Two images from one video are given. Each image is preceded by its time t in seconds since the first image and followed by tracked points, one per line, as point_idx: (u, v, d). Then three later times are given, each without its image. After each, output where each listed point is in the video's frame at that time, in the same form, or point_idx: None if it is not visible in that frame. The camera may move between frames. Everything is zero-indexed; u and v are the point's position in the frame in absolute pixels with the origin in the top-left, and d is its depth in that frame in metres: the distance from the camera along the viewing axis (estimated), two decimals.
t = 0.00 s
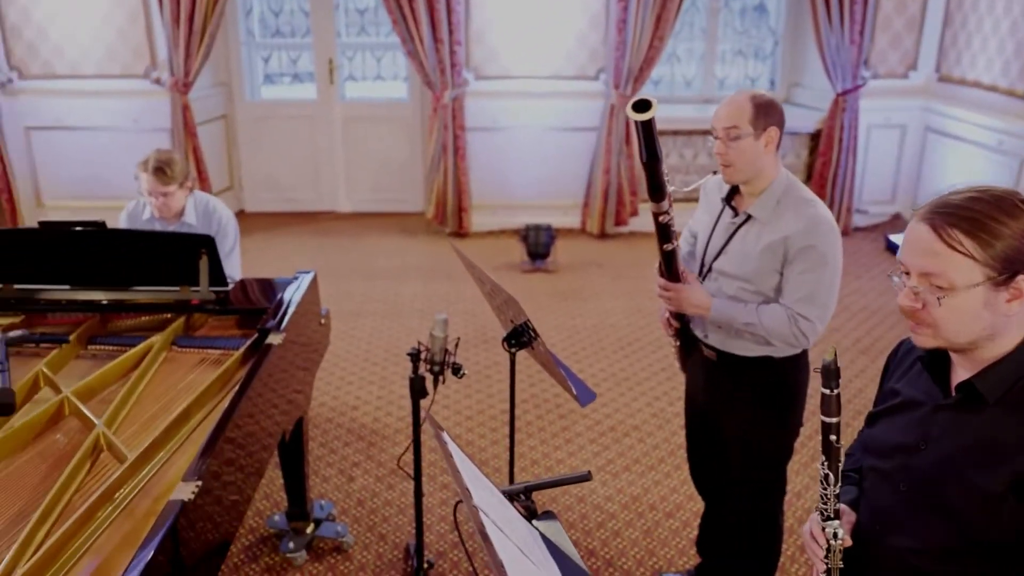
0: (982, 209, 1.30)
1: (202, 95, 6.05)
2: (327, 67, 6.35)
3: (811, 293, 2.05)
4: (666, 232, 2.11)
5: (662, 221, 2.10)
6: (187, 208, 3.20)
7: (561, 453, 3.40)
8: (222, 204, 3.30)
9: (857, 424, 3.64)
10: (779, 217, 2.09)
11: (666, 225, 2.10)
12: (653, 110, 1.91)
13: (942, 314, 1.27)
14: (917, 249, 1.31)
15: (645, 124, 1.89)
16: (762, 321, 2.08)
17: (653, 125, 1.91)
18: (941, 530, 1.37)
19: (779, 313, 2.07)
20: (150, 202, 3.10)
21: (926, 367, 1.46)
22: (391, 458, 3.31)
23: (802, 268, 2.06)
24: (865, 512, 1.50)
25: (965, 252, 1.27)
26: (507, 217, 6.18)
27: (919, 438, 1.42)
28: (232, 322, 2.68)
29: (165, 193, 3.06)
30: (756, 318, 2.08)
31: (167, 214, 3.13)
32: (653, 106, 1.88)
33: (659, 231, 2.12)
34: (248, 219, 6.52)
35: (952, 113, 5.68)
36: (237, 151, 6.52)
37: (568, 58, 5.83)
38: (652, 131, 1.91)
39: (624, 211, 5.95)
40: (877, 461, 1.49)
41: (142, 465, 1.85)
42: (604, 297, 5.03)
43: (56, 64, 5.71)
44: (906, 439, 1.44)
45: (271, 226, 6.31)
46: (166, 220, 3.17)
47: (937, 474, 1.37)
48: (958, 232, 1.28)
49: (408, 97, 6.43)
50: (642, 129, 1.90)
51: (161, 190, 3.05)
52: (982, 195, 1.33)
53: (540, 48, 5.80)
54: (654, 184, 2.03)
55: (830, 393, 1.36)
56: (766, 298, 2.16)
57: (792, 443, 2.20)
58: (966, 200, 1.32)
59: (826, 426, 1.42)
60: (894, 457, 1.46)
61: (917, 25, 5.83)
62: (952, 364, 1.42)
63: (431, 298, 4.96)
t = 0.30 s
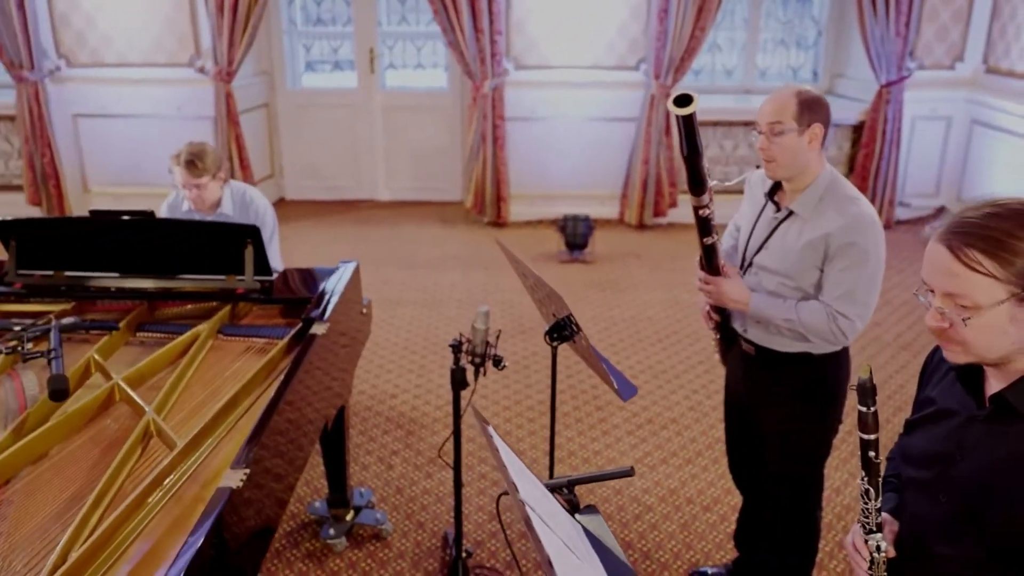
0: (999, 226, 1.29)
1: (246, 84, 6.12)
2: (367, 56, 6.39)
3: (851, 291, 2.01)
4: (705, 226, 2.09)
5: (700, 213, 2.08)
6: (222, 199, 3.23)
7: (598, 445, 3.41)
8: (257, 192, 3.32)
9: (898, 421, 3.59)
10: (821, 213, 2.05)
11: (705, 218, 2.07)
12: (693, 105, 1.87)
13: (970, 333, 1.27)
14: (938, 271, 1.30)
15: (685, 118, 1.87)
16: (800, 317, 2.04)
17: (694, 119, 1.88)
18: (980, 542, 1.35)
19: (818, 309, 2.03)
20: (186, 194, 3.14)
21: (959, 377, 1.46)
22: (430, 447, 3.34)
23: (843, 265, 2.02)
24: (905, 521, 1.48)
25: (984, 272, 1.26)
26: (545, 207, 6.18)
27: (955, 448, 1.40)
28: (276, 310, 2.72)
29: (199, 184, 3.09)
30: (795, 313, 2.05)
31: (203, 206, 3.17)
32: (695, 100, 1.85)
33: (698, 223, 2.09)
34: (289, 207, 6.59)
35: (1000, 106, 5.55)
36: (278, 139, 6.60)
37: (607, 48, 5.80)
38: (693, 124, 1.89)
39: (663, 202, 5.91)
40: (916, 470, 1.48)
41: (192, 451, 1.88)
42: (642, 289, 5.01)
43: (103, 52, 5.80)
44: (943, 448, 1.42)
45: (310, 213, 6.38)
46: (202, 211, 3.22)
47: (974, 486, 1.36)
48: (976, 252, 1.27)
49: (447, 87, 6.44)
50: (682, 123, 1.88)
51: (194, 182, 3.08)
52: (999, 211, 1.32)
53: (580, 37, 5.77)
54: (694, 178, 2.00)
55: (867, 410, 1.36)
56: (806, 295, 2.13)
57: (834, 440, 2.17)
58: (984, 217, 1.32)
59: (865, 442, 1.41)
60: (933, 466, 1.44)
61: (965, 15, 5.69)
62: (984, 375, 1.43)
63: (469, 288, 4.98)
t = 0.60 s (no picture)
0: None
1: (279, 82, 6.17)
2: (400, 54, 6.42)
3: (886, 299, 1.98)
4: (735, 232, 2.10)
5: (731, 221, 2.10)
6: (255, 196, 3.27)
7: (628, 445, 3.40)
8: (289, 190, 3.36)
9: (932, 426, 3.54)
10: (857, 220, 2.02)
11: (735, 225, 2.09)
12: (716, 116, 1.88)
13: (1007, 347, 1.26)
14: (973, 284, 1.30)
15: (708, 129, 1.88)
16: (833, 326, 2.02)
17: (717, 131, 1.90)
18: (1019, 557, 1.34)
19: (851, 318, 2.00)
20: (222, 191, 3.14)
21: (992, 389, 1.42)
22: (462, 446, 3.36)
23: (878, 273, 1.98)
24: (937, 535, 1.47)
25: (1020, 285, 1.26)
26: (576, 205, 6.17)
27: (991, 461, 1.38)
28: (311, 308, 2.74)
29: (236, 182, 3.10)
30: (827, 322, 2.03)
31: (237, 204, 3.17)
32: (717, 112, 1.86)
33: (727, 230, 2.11)
34: (320, 203, 6.64)
35: None
36: (311, 136, 6.65)
37: (639, 48, 5.78)
38: (716, 135, 1.90)
39: (694, 202, 5.88)
40: (948, 483, 1.46)
41: (231, 447, 1.90)
42: (673, 289, 4.99)
43: (140, 50, 5.88)
44: (979, 461, 1.41)
45: (342, 210, 6.42)
46: (236, 208, 3.22)
47: (1014, 500, 1.34)
48: (1011, 265, 1.27)
49: (478, 85, 6.45)
50: (706, 135, 1.89)
51: (231, 180, 3.09)
52: None
53: (612, 36, 5.76)
54: (722, 187, 2.03)
55: (898, 423, 1.33)
56: (840, 302, 2.10)
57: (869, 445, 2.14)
58: (1017, 229, 1.31)
59: (897, 454, 1.38)
60: (967, 479, 1.43)
61: (1003, 15, 5.59)
62: (1020, 390, 1.38)
63: (499, 286, 4.99)
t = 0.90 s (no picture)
0: None
1: (311, 82, 6.22)
2: (430, 54, 6.45)
3: (924, 311, 1.96)
4: (771, 237, 2.08)
5: (766, 225, 2.08)
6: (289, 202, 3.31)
7: (657, 447, 3.40)
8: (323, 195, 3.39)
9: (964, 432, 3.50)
10: (898, 230, 2.00)
11: (770, 229, 2.07)
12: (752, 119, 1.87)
13: None
14: (1015, 291, 1.29)
15: (744, 132, 1.87)
16: (867, 336, 2.01)
17: (753, 134, 1.88)
18: None
19: (886, 329, 1.99)
20: (257, 200, 3.20)
21: None
22: (491, 446, 3.38)
23: (916, 285, 1.97)
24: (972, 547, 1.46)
25: None
26: (605, 206, 6.17)
27: None
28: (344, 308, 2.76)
29: (270, 192, 3.15)
30: (861, 332, 2.02)
31: (272, 210, 3.23)
32: (753, 115, 1.85)
33: (762, 234, 2.09)
34: (349, 203, 6.69)
35: None
36: (341, 135, 6.71)
37: (670, 49, 5.77)
38: (751, 136, 1.89)
39: (723, 204, 5.86)
40: (984, 493, 1.45)
41: (268, 445, 1.93)
42: (701, 291, 4.97)
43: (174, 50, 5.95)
44: (1017, 471, 1.39)
45: (371, 210, 6.47)
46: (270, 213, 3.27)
47: None
48: None
49: (508, 85, 6.47)
50: (741, 136, 1.88)
51: (265, 189, 3.14)
52: None
53: (642, 37, 5.75)
54: (758, 190, 2.00)
55: (938, 432, 1.32)
56: (876, 312, 2.08)
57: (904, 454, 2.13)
58: None
59: (934, 464, 1.37)
60: (1004, 489, 1.42)
61: None
62: None
63: (527, 286, 5.00)
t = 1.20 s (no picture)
0: None
1: (341, 81, 6.28)
2: (459, 55, 6.48)
3: (958, 326, 1.93)
4: (803, 242, 2.05)
5: (797, 230, 2.04)
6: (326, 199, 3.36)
7: (685, 449, 3.39)
8: (359, 194, 3.46)
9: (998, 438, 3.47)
10: (938, 240, 1.98)
11: (802, 234, 2.03)
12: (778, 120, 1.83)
13: None
14: None
15: (770, 134, 1.84)
16: (898, 347, 2.00)
17: (781, 137, 1.84)
18: None
19: (920, 341, 1.98)
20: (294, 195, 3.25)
21: None
22: (519, 446, 3.40)
23: (952, 298, 1.94)
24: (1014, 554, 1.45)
25: None
26: (633, 207, 6.16)
27: None
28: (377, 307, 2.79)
29: (307, 186, 3.20)
30: (892, 342, 2.02)
31: (307, 207, 3.28)
32: (779, 117, 1.81)
33: (794, 239, 2.06)
34: (377, 202, 6.74)
35: None
36: (370, 135, 6.75)
37: (700, 50, 5.75)
38: (778, 140, 1.85)
39: (752, 205, 5.83)
40: None
41: (306, 441, 1.96)
42: (730, 292, 4.96)
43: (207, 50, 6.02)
44: None
45: (399, 209, 6.51)
46: (306, 210, 3.32)
47: None
48: None
49: (536, 85, 6.48)
50: (768, 140, 1.85)
51: (303, 184, 3.19)
52: None
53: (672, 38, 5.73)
54: (789, 196, 1.96)
55: (997, 433, 1.32)
56: (912, 324, 2.06)
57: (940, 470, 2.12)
58: None
59: (987, 467, 1.37)
60: None
61: None
62: None
63: (555, 286, 5.01)
